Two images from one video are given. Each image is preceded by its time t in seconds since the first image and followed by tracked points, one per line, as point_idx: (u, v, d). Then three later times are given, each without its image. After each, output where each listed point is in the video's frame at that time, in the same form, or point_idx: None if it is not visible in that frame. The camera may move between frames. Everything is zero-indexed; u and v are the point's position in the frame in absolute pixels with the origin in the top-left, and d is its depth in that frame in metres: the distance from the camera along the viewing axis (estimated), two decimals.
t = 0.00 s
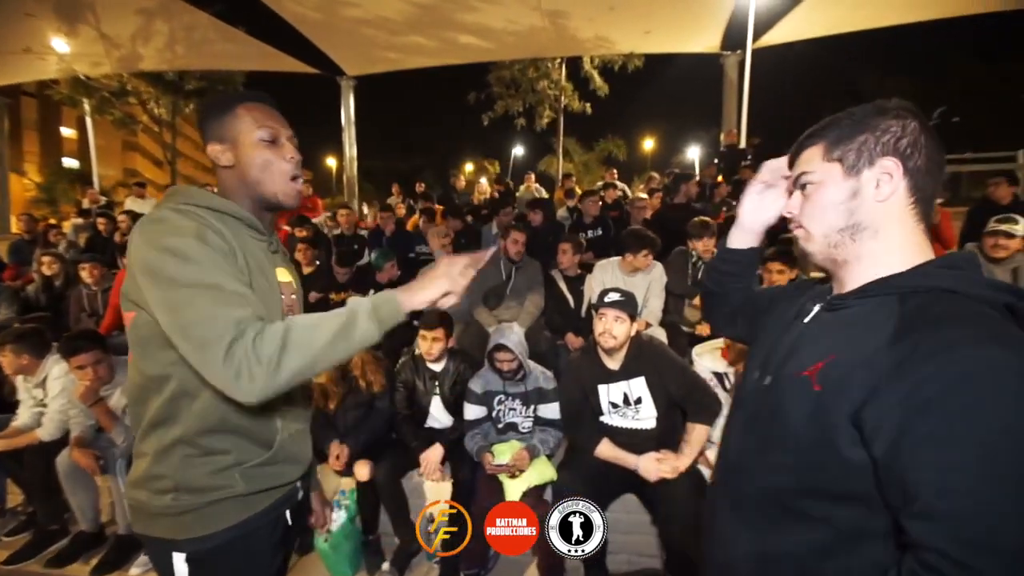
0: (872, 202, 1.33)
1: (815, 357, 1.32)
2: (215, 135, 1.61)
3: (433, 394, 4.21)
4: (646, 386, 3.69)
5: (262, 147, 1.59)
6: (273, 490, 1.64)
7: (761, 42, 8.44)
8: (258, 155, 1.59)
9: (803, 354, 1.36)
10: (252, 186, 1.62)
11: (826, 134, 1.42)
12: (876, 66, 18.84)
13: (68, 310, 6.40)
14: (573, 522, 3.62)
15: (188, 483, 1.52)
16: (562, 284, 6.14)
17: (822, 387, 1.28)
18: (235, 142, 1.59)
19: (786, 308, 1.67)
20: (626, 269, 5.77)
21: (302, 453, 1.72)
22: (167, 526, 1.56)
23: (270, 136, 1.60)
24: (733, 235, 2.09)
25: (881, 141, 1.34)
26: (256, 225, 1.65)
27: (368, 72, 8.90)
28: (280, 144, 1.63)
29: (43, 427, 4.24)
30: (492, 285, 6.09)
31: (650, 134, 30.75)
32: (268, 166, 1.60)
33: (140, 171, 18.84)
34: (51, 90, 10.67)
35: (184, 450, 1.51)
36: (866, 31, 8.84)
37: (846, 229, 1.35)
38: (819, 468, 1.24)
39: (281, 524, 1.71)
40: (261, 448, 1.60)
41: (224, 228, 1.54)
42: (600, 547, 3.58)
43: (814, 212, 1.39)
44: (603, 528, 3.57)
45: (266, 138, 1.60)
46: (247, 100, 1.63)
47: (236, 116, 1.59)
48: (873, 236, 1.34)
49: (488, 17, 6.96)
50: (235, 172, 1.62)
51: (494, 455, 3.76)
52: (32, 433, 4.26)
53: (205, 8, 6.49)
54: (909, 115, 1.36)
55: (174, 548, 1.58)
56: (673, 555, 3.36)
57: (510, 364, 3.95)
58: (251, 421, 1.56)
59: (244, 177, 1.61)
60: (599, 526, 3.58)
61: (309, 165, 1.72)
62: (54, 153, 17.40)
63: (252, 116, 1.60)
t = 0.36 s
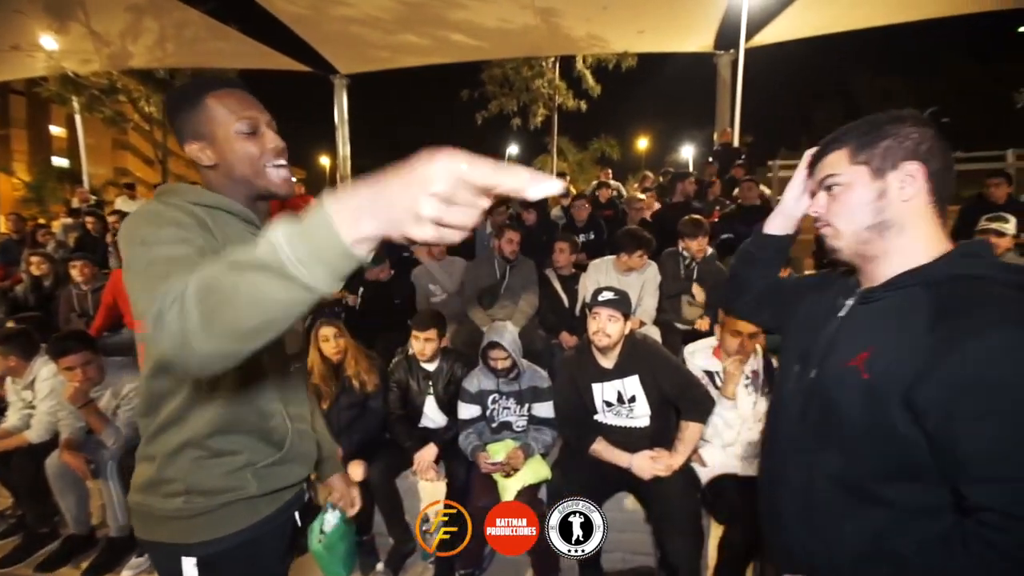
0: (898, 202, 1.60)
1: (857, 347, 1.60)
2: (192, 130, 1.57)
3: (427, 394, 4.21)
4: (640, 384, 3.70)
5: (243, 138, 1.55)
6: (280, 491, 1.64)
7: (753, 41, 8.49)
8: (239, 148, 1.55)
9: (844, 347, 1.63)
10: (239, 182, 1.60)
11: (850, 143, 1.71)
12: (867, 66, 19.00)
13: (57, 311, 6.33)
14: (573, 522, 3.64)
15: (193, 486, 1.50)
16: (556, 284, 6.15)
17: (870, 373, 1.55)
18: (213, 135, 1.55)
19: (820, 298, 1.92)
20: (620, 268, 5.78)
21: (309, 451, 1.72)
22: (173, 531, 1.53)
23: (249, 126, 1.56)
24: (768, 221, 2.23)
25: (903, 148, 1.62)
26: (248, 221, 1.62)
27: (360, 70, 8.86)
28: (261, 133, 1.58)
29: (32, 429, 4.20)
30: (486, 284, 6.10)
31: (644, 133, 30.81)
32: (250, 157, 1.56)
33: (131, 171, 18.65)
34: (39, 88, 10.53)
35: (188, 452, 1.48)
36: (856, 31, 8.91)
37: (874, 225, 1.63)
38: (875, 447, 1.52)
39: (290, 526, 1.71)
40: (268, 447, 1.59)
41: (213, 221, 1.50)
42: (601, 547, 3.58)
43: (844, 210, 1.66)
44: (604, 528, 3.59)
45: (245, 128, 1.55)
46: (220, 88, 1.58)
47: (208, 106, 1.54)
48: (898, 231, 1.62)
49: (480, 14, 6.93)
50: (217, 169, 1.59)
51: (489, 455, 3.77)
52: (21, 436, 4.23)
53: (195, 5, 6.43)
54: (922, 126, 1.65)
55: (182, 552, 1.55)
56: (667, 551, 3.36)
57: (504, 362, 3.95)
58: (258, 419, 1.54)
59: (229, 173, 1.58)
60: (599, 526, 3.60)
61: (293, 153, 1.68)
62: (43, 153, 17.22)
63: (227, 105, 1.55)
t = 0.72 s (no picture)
0: (995, 196, 1.46)
1: (956, 351, 1.47)
2: (182, 114, 1.54)
3: (421, 393, 4.19)
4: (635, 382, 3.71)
5: (239, 121, 1.52)
6: (271, 499, 1.63)
7: (747, 40, 8.52)
8: (235, 131, 1.52)
9: (930, 349, 1.52)
10: (231, 170, 1.57)
11: (929, 136, 1.58)
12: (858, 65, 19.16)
13: (47, 310, 6.26)
14: (573, 522, 3.64)
15: (181, 497, 1.48)
16: (551, 284, 6.18)
17: (973, 381, 1.43)
18: (206, 118, 1.52)
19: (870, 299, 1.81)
20: (615, 267, 5.79)
21: (301, 460, 1.70)
22: (159, 542, 1.52)
23: (245, 109, 1.53)
24: (834, 184, 2.03)
25: (996, 140, 1.49)
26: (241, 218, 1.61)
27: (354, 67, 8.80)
28: (258, 117, 1.55)
29: (22, 430, 4.16)
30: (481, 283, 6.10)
31: (638, 131, 30.91)
32: (244, 142, 1.53)
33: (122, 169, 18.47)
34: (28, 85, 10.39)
35: (177, 462, 1.45)
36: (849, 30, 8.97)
37: (971, 221, 1.47)
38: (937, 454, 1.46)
39: (280, 534, 1.70)
40: (260, 458, 1.57)
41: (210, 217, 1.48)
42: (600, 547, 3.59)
43: (933, 205, 1.50)
44: (604, 528, 3.60)
45: (241, 111, 1.52)
46: (215, 71, 1.55)
47: (202, 88, 1.51)
48: (996, 229, 1.47)
49: (475, 11, 6.91)
50: (207, 155, 1.56)
51: (485, 454, 3.76)
52: (10, 437, 4.18)
53: (187, 1, 6.37)
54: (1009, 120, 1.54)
55: (166, 565, 1.54)
56: (661, 549, 3.37)
57: (499, 361, 3.95)
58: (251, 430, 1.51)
59: (222, 160, 1.54)
60: (599, 526, 3.61)
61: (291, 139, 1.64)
62: (32, 151, 17.03)
63: (222, 87, 1.52)
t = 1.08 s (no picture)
0: None
1: None
2: (180, 128, 1.55)
3: (420, 392, 4.18)
4: (634, 381, 3.71)
5: (233, 139, 1.56)
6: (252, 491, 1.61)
7: (746, 38, 8.52)
8: (227, 149, 1.55)
9: None
10: (224, 183, 1.58)
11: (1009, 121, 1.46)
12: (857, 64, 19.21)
13: (45, 309, 6.24)
14: (573, 522, 3.66)
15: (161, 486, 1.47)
16: (551, 282, 6.08)
17: None
18: (202, 134, 1.54)
19: (977, 286, 1.51)
20: (613, 265, 5.79)
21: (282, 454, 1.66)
22: (136, 528, 1.50)
23: (240, 127, 1.57)
24: (909, 171, 1.69)
25: None
26: (228, 221, 1.58)
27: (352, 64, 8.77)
28: (251, 135, 1.59)
29: (19, 430, 4.14)
30: (479, 281, 6.09)
31: (636, 129, 30.93)
32: (239, 159, 1.56)
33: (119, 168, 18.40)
34: (25, 82, 10.33)
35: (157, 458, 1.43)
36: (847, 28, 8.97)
37: None
38: None
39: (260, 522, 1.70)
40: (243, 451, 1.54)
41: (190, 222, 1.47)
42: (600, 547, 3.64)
43: None
44: (603, 528, 3.64)
45: (235, 130, 1.56)
46: (214, 91, 1.59)
47: (200, 106, 1.54)
48: None
49: (473, 8, 6.89)
50: (202, 168, 1.57)
51: (484, 453, 3.76)
52: (7, 436, 4.16)
53: None
54: None
55: (146, 553, 1.51)
56: (661, 547, 3.37)
57: (498, 359, 3.94)
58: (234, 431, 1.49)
59: (215, 171, 1.56)
60: (599, 526, 3.64)
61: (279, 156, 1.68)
62: (29, 149, 16.97)
63: (219, 107, 1.56)
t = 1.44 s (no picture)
0: None
1: None
2: (120, 117, 1.43)
3: (423, 390, 4.19)
4: (638, 379, 3.70)
5: (179, 127, 1.43)
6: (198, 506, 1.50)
7: (750, 35, 8.48)
8: (173, 139, 1.43)
9: None
10: (171, 176, 1.46)
11: None
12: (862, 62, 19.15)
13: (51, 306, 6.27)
14: (573, 522, 3.64)
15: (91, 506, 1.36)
16: (553, 280, 6.05)
17: None
18: (144, 122, 1.41)
19: (996, 282, 1.48)
20: (616, 264, 5.78)
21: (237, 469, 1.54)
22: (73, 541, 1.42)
23: (187, 115, 1.44)
24: (929, 155, 1.68)
25: None
26: (170, 218, 1.46)
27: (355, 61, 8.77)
28: (200, 122, 1.46)
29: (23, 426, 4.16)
30: (482, 279, 6.09)
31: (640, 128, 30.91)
32: (185, 149, 1.44)
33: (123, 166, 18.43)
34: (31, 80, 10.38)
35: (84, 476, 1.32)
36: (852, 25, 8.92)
37: None
38: None
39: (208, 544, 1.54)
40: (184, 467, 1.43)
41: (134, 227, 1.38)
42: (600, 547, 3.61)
43: None
44: (603, 528, 3.61)
45: (181, 117, 1.43)
46: (155, 74, 1.45)
47: (137, 90, 1.41)
48: None
49: (477, 5, 6.89)
50: (148, 160, 1.45)
51: (487, 452, 3.76)
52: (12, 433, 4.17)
53: None
54: None
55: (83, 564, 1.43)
56: (665, 548, 3.35)
57: (502, 357, 3.93)
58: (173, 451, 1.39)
59: (161, 166, 1.45)
60: (599, 526, 3.62)
61: (234, 145, 1.55)
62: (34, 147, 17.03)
63: (162, 91, 1.43)
